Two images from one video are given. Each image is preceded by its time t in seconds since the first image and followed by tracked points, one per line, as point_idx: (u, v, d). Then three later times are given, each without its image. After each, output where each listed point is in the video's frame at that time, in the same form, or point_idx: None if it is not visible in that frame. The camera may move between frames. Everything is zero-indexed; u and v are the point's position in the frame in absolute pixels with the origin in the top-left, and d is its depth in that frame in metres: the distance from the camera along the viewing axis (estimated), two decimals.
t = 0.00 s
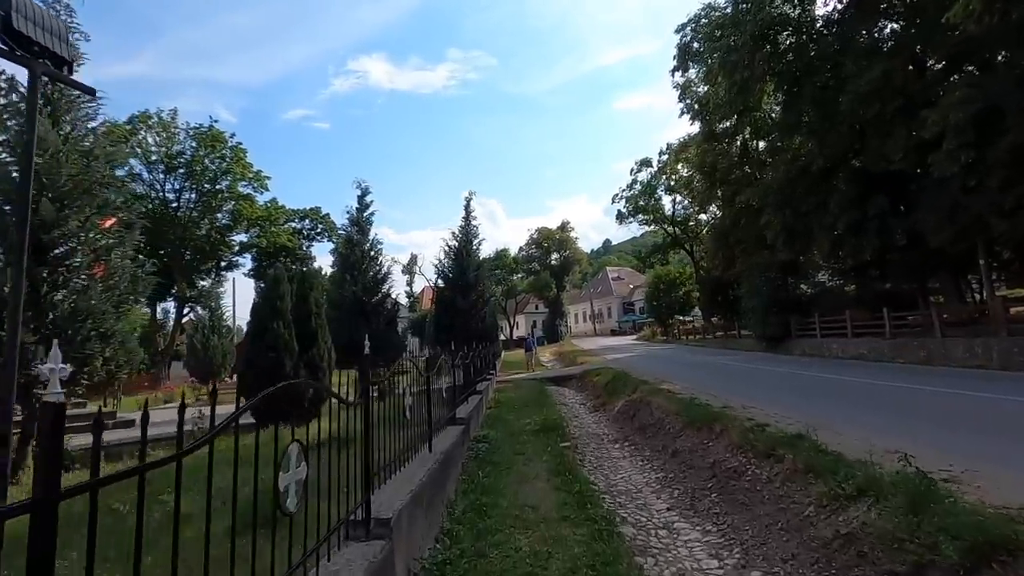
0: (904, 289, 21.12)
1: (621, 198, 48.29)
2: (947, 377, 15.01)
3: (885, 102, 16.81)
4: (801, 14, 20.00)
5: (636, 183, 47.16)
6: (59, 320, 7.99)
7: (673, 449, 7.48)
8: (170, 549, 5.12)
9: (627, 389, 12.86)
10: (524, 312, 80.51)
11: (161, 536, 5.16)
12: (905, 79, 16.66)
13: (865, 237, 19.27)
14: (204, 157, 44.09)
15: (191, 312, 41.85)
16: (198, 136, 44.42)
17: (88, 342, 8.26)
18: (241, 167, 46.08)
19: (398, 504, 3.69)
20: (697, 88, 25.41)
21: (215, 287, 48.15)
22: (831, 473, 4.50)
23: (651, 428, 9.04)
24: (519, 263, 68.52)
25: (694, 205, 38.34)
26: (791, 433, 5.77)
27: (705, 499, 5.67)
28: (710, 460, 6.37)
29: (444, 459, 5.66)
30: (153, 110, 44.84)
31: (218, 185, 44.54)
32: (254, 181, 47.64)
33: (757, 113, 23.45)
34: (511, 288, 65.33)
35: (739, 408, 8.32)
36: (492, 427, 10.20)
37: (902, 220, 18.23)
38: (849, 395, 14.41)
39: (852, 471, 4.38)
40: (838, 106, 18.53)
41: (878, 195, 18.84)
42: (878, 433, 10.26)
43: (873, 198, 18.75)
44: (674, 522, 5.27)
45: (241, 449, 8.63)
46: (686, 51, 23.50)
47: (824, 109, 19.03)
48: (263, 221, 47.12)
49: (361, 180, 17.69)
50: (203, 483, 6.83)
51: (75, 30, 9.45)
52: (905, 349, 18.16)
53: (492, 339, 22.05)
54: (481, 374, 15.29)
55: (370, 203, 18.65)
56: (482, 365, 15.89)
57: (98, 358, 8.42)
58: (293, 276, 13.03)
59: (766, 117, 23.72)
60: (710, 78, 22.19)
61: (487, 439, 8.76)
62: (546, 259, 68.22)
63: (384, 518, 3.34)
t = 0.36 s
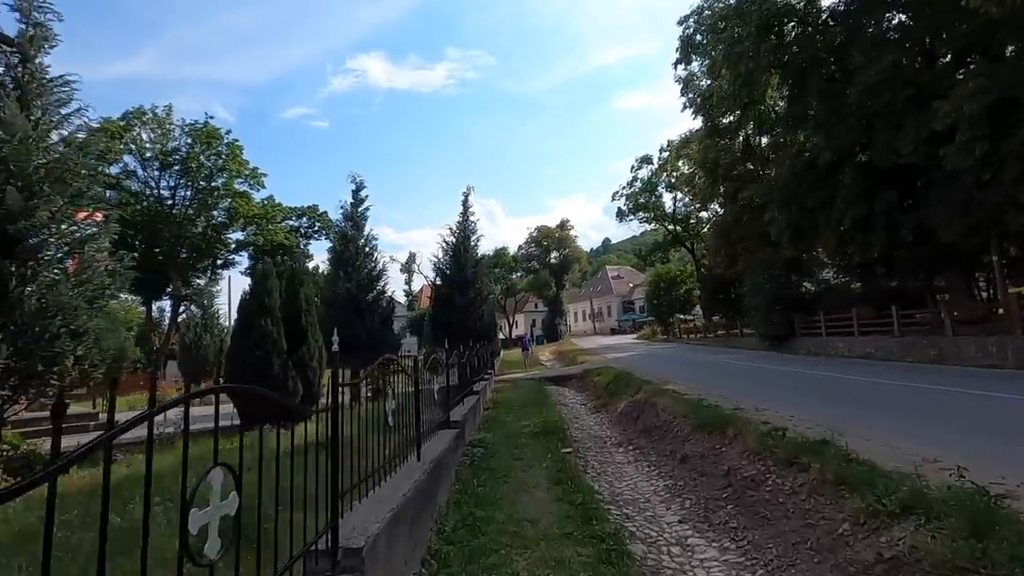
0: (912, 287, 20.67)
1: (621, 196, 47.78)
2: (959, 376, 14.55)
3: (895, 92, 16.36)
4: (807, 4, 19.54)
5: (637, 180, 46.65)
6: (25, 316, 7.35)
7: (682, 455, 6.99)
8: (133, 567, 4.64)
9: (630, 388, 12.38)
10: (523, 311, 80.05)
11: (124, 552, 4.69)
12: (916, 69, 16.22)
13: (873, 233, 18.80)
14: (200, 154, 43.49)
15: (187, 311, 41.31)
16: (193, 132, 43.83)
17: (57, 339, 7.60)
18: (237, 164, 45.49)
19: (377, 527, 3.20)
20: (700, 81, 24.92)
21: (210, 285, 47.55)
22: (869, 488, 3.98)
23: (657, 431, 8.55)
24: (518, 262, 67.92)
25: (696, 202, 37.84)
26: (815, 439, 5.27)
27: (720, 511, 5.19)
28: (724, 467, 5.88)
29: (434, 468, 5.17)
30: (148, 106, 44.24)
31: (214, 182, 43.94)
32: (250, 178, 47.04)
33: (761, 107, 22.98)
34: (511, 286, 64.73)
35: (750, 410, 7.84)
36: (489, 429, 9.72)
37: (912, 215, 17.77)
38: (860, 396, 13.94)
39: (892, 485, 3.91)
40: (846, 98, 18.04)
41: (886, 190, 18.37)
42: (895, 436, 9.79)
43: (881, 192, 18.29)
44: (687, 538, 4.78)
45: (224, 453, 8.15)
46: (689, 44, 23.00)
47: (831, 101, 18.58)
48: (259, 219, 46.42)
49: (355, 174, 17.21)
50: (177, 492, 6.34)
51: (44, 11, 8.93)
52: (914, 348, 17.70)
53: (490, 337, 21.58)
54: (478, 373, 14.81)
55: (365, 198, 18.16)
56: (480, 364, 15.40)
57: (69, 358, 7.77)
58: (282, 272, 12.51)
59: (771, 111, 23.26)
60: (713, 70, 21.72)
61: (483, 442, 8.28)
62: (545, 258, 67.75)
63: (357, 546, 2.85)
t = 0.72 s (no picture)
0: (917, 288, 20.28)
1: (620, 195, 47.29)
2: (972, 381, 14.09)
3: (903, 87, 15.95)
4: None
5: (635, 180, 46.20)
6: None
7: (691, 469, 6.48)
8: None
9: (632, 393, 11.88)
10: (520, 312, 79.70)
11: None
12: (924, 64, 15.83)
13: (879, 232, 18.37)
14: (193, 152, 42.84)
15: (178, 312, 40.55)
16: (186, 130, 43.15)
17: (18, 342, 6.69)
18: (230, 162, 44.84)
19: None
20: (701, 78, 24.49)
21: (203, 286, 46.83)
22: (924, 521, 3.45)
23: (663, 440, 8.04)
24: (515, 262, 67.33)
25: (695, 201, 37.40)
26: (845, 455, 4.77)
27: (739, 537, 4.65)
28: (742, 485, 5.34)
29: (422, 488, 4.64)
30: (140, 103, 43.53)
31: (207, 181, 43.24)
32: (244, 177, 46.31)
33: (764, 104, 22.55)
34: (508, 287, 64.09)
35: (762, 418, 7.34)
36: (485, 436, 9.20)
37: (920, 214, 17.34)
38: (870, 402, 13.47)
39: (951, 517, 3.39)
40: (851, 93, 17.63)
41: (893, 188, 17.93)
42: (912, 445, 9.30)
43: (888, 190, 17.86)
44: (705, 567, 4.26)
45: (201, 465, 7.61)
46: (690, 39, 22.57)
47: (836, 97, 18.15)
48: (253, 218, 45.63)
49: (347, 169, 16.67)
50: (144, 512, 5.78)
51: None
52: (922, 350, 17.26)
53: (487, 339, 21.05)
54: (474, 377, 14.31)
55: (357, 195, 17.62)
56: (476, 368, 14.89)
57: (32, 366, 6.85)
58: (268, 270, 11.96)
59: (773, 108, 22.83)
60: (715, 66, 21.29)
61: (478, 451, 7.76)
62: (542, 258, 67.23)
63: None
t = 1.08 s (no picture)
0: (919, 289, 19.91)
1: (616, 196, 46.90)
2: (978, 383, 13.70)
3: (907, 82, 15.59)
4: None
5: (631, 181, 45.85)
6: None
7: (698, 480, 5.97)
8: None
9: (629, 396, 11.38)
10: (515, 314, 79.14)
11: None
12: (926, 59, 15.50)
13: (881, 231, 17.99)
14: (183, 152, 42.18)
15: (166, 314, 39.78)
16: (175, 129, 42.47)
17: None
18: (221, 162, 44.13)
19: None
20: (698, 75, 24.13)
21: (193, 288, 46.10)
22: (984, 554, 2.96)
23: (666, 446, 7.55)
24: (510, 264, 66.77)
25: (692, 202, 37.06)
26: (873, 467, 4.29)
27: (755, 559, 4.15)
28: (756, 498, 4.85)
29: (398, 510, 4.11)
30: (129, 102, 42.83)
31: (197, 181, 42.52)
32: (235, 177, 45.41)
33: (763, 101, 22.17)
34: (503, 289, 63.52)
35: (772, 423, 6.84)
36: (476, 443, 8.68)
37: (922, 212, 16.98)
38: (875, 405, 13.07)
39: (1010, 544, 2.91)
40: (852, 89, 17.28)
41: (895, 186, 17.57)
42: (925, 450, 8.86)
43: (889, 188, 17.49)
44: None
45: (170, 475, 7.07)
46: (687, 35, 22.21)
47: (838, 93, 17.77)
48: (244, 219, 44.79)
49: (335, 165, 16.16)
50: (103, 537, 5.25)
51: None
52: (924, 351, 16.88)
53: (480, 341, 20.52)
54: (466, 380, 13.83)
55: (346, 191, 17.10)
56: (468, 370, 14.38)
57: None
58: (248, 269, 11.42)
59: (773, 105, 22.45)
60: (713, 62, 20.91)
61: (467, 459, 7.23)
62: (537, 260, 66.71)
63: None
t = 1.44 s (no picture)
0: (925, 289, 19.49)
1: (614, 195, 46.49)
2: (991, 386, 13.28)
3: (916, 77, 15.18)
4: None
5: (629, 181, 45.42)
6: None
7: (713, 493, 5.46)
8: None
9: (632, 400, 10.87)
10: (512, 315, 78.68)
11: None
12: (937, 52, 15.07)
13: (889, 230, 17.56)
14: (176, 149, 41.64)
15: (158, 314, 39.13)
16: (169, 126, 41.91)
17: None
18: (215, 160, 43.62)
19: None
20: (699, 72, 23.72)
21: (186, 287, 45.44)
22: None
23: (674, 454, 7.05)
24: (507, 265, 66.23)
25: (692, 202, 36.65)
26: (920, 487, 3.80)
27: None
28: (781, 517, 4.34)
29: (377, 539, 3.52)
30: (121, 98, 42.22)
31: (190, 179, 41.89)
32: (230, 176, 44.88)
33: (766, 98, 21.74)
34: (500, 289, 63.03)
35: (790, 430, 6.33)
36: (471, 449, 8.16)
37: (930, 211, 16.56)
38: (885, 409, 12.63)
39: None
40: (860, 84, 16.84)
41: (902, 183, 17.16)
42: (947, 457, 8.37)
43: (896, 186, 17.07)
44: None
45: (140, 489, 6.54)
46: (689, 30, 21.77)
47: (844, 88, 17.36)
48: (238, 218, 44.19)
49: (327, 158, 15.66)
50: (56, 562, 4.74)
51: None
52: (932, 353, 16.45)
53: (476, 342, 20.00)
54: (462, 382, 13.33)
55: (338, 187, 16.58)
56: (463, 372, 13.89)
57: None
58: (233, 266, 10.91)
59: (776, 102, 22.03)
60: (716, 58, 20.48)
61: (460, 467, 6.71)
62: (535, 261, 66.21)
63: None
